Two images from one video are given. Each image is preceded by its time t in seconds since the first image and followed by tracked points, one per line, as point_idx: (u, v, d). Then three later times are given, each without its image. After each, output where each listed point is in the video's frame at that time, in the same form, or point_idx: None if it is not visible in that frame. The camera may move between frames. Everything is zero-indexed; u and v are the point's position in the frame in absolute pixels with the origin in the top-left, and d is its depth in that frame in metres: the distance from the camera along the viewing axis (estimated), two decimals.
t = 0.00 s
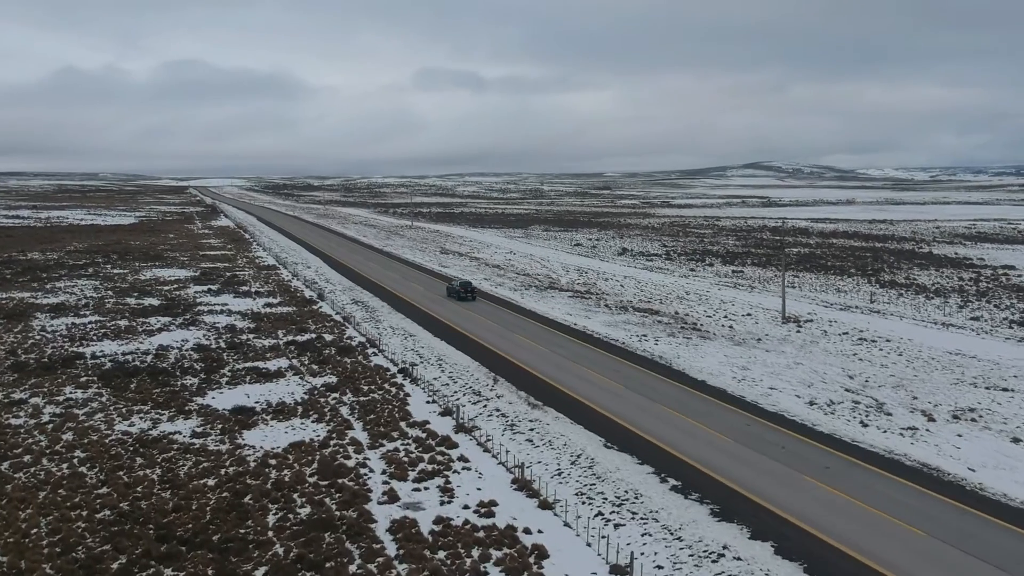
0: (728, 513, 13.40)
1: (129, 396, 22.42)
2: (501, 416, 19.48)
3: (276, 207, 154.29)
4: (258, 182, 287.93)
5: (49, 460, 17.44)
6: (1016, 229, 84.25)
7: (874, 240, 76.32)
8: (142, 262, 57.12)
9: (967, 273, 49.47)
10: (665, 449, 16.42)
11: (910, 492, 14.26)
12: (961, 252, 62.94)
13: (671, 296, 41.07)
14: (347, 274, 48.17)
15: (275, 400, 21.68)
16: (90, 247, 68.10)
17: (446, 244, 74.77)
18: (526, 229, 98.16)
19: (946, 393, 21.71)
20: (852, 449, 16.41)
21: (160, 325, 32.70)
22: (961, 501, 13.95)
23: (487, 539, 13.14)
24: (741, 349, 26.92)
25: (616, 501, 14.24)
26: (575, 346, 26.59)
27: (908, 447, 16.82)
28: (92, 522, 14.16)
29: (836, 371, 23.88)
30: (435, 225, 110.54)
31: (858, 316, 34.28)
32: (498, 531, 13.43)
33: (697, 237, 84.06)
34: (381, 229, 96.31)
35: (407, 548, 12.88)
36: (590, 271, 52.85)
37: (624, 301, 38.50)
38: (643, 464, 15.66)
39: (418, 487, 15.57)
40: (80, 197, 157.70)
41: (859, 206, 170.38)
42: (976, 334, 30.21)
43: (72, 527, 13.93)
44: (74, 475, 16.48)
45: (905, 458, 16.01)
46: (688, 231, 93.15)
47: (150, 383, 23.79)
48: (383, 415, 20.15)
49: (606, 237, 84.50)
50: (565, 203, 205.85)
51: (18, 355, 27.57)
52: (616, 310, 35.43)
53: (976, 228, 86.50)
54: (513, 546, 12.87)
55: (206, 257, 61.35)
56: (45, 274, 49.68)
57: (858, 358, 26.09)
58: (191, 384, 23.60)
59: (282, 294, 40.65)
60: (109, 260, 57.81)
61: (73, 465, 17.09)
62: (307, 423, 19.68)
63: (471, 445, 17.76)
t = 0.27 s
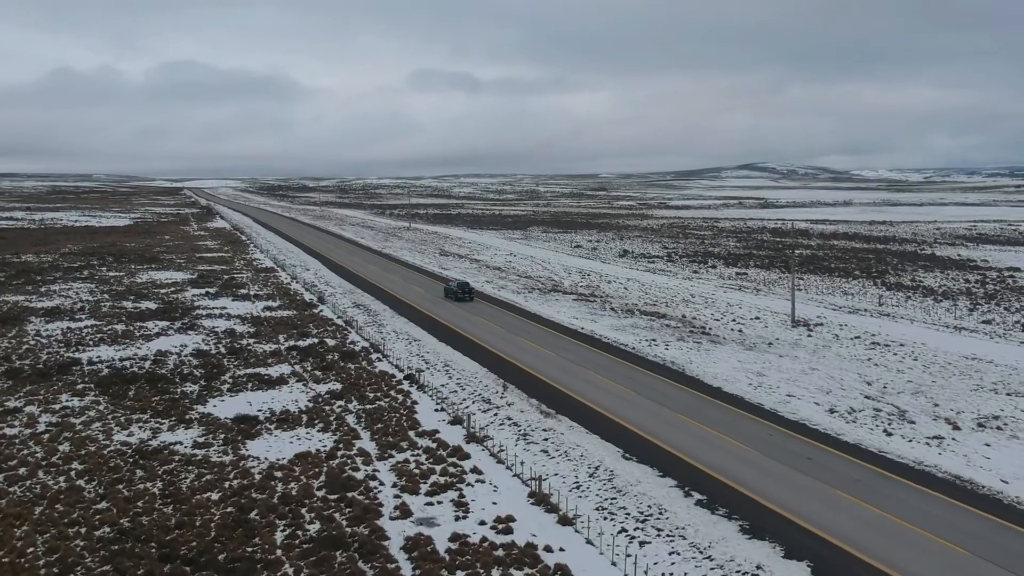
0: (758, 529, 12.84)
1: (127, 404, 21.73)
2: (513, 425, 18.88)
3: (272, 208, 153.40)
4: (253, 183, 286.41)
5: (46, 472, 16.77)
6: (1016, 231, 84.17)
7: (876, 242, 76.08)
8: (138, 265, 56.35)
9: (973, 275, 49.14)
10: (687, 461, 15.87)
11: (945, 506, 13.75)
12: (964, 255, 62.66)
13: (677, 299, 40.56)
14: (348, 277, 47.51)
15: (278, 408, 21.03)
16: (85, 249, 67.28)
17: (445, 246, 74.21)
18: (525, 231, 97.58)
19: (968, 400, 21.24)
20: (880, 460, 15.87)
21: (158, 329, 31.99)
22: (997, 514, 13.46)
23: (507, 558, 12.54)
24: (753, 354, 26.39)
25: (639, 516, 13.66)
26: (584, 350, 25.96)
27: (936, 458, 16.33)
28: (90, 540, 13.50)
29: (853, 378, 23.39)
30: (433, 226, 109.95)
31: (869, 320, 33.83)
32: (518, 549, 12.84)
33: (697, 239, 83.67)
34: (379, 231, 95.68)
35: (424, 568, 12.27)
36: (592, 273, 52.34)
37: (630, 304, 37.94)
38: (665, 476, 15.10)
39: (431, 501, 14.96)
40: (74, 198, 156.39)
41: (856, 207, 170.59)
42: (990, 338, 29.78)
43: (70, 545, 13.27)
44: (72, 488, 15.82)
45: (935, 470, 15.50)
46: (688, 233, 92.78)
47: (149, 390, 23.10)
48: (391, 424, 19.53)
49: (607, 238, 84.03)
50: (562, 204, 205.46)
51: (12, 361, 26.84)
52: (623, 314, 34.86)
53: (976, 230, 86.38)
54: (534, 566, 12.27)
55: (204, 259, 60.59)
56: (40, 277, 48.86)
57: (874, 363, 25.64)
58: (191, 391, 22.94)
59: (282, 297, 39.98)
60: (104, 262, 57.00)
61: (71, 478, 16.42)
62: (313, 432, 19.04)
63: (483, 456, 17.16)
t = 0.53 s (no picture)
0: (793, 547, 12.31)
1: (126, 412, 21.04)
2: (527, 435, 18.27)
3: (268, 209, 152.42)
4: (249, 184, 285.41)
5: (42, 486, 16.08)
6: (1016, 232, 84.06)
7: (878, 243, 75.72)
8: (134, 267, 55.52)
9: (979, 277, 48.82)
10: (712, 473, 15.32)
11: (983, 520, 13.25)
12: (967, 256, 62.41)
13: (684, 301, 40.03)
14: (348, 279, 46.87)
15: (283, 416, 20.37)
16: (80, 250, 66.43)
17: (445, 247, 73.63)
18: (525, 232, 97.00)
19: (990, 406, 20.76)
20: (911, 472, 15.35)
21: (156, 333, 31.26)
22: None
23: None
24: (767, 359, 25.81)
25: (666, 533, 13.07)
26: (594, 355, 25.39)
27: (967, 468, 15.83)
28: (90, 560, 12.83)
29: (871, 383, 22.89)
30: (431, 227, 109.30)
31: (879, 323, 33.39)
32: (540, 568, 12.24)
33: (698, 240, 83.19)
34: (377, 232, 94.94)
35: None
36: (595, 275, 51.80)
37: (636, 307, 37.36)
38: (690, 490, 14.55)
39: (446, 516, 14.34)
40: (69, 199, 155.17)
41: (853, 207, 170.77)
42: (1004, 341, 29.36)
43: (68, 566, 12.60)
44: (69, 503, 15.13)
45: (968, 482, 14.99)
46: (688, 234, 92.29)
47: (148, 398, 22.40)
48: (400, 434, 18.89)
49: (607, 239, 83.56)
50: (559, 205, 205.13)
51: (6, 367, 26.10)
52: (631, 317, 34.27)
53: (976, 231, 86.30)
54: None
55: (201, 261, 59.81)
56: (34, 279, 47.99)
57: (890, 368, 25.15)
58: (192, 398, 22.27)
59: (282, 300, 39.29)
60: (100, 264, 56.16)
61: (68, 492, 15.73)
62: (319, 442, 18.39)
63: (498, 467, 16.54)
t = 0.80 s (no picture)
0: (833, 567, 11.76)
1: (127, 420, 20.37)
2: (543, 444, 17.64)
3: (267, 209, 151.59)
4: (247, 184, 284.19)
5: (41, 500, 15.41)
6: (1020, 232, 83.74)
7: (882, 244, 75.31)
8: (133, 268, 54.79)
9: (988, 278, 48.38)
10: (741, 486, 14.76)
11: None
12: (973, 257, 61.99)
13: (692, 303, 39.47)
14: (351, 280, 46.22)
15: (289, 425, 19.73)
16: (77, 252, 65.64)
17: (447, 248, 73.04)
18: (526, 233, 96.43)
19: (1018, 413, 20.23)
20: (947, 486, 14.82)
21: (157, 338, 30.57)
22: None
23: None
24: (784, 363, 25.25)
25: (698, 552, 12.46)
26: (608, 361, 24.82)
27: (1004, 480, 15.27)
28: None
29: (893, 389, 22.33)
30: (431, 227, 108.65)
31: (893, 326, 32.85)
32: None
33: (701, 240, 82.71)
34: (377, 233, 94.24)
35: None
36: (600, 276, 51.24)
37: (645, 310, 36.78)
38: (720, 505, 13.98)
39: (464, 532, 13.71)
40: (65, 199, 154.26)
41: (853, 207, 170.68)
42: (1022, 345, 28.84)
43: None
44: (69, 518, 14.47)
45: (1007, 495, 14.45)
46: (690, 234, 91.81)
47: (150, 405, 21.74)
48: (412, 443, 18.26)
49: (609, 240, 83.06)
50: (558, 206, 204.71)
51: (3, 373, 25.39)
52: (640, 320, 33.67)
53: (980, 231, 85.98)
54: None
55: (200, 262, 59.09)
56: (31, 281, 47.22)
57: (910, 373, 24.60)
58: (195, 406, 21.61)
59: (285, 302, 38.61)
60: (98, 266, 55.42)
61: (68, 506, 15.07)
62: (328, 453, 17.74)
63: (516, 480, 15.91)
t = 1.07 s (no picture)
0: None
1: (130, 429, 19.73)
2: (561, 454, 17.03)
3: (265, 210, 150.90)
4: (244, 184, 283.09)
5: (41, 515, 14.74)
6: None
7: (886, 245, 74.87)
8: (132, 270, 54.06)
9: (998, 280, 47.90)
10: (772, 500, 14.16)
11: None
12: (980, 258, 61.51)
13: (701, 306, 38.90)
14: (353, 282, 45.59)
15: (297, 433, 19.09)
16: (75, 253, 64.88)
17: (449, 249, 72.44)
18: (527, 233, 95.90)
19: None
20: (984, 499, 14.27)
21: (158, 342, 29.89)
22: None
23: None
24: (802, 368, 24.68)
25: (733, 572, 11.84)
26: (621, 365, 24.23)
27: None
28: None
29: (916, 396, 21.78)
30: (432, 228, 108.02)
31: (908, 329, 32.30)
32: None
33: (704, 241, 82.19)
34: (377, 234, 93.58)
35: None
36: (606, 278, 50.68)
37: (654, 312, 36.21)
38: (752, 520, 13.38)
39: (485, 550, 13.06)
40: (62, 199, 153.39)
41: (854, 207, 170.72)
42: None
43: None
44: (70, 535, 13.79)
45: None
46: (692, 235, 91.33)
47: (152, 412, 21.09)
48: (425, 453, 17.61)
49: (611, 241, 82.50)
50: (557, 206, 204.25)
51: None
52: (651, 323, 33.07)
53: (984, 232, 85.62)
54: None
55: (200, 264, 58.37)
56: (28, 283, 46.48)
57: (931, 379, 24.05)
58: (199, 414, 20.95)
59: (288, 305, 37.94)
60: (96, 268, 54.69)
61: (69, 522, 14.40)
62: (338, 463, 17.11)
63: (535, 493, 15.27)
